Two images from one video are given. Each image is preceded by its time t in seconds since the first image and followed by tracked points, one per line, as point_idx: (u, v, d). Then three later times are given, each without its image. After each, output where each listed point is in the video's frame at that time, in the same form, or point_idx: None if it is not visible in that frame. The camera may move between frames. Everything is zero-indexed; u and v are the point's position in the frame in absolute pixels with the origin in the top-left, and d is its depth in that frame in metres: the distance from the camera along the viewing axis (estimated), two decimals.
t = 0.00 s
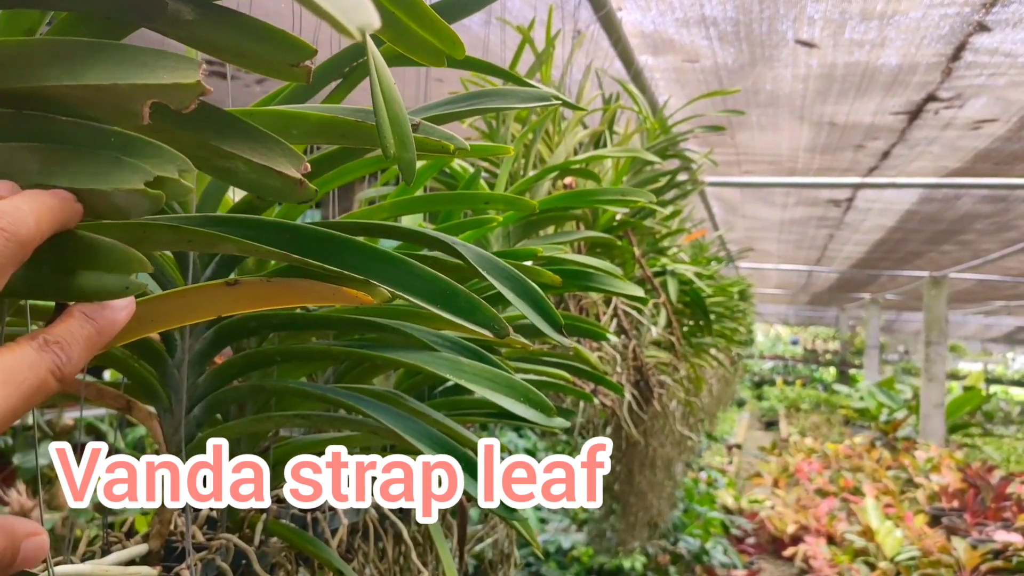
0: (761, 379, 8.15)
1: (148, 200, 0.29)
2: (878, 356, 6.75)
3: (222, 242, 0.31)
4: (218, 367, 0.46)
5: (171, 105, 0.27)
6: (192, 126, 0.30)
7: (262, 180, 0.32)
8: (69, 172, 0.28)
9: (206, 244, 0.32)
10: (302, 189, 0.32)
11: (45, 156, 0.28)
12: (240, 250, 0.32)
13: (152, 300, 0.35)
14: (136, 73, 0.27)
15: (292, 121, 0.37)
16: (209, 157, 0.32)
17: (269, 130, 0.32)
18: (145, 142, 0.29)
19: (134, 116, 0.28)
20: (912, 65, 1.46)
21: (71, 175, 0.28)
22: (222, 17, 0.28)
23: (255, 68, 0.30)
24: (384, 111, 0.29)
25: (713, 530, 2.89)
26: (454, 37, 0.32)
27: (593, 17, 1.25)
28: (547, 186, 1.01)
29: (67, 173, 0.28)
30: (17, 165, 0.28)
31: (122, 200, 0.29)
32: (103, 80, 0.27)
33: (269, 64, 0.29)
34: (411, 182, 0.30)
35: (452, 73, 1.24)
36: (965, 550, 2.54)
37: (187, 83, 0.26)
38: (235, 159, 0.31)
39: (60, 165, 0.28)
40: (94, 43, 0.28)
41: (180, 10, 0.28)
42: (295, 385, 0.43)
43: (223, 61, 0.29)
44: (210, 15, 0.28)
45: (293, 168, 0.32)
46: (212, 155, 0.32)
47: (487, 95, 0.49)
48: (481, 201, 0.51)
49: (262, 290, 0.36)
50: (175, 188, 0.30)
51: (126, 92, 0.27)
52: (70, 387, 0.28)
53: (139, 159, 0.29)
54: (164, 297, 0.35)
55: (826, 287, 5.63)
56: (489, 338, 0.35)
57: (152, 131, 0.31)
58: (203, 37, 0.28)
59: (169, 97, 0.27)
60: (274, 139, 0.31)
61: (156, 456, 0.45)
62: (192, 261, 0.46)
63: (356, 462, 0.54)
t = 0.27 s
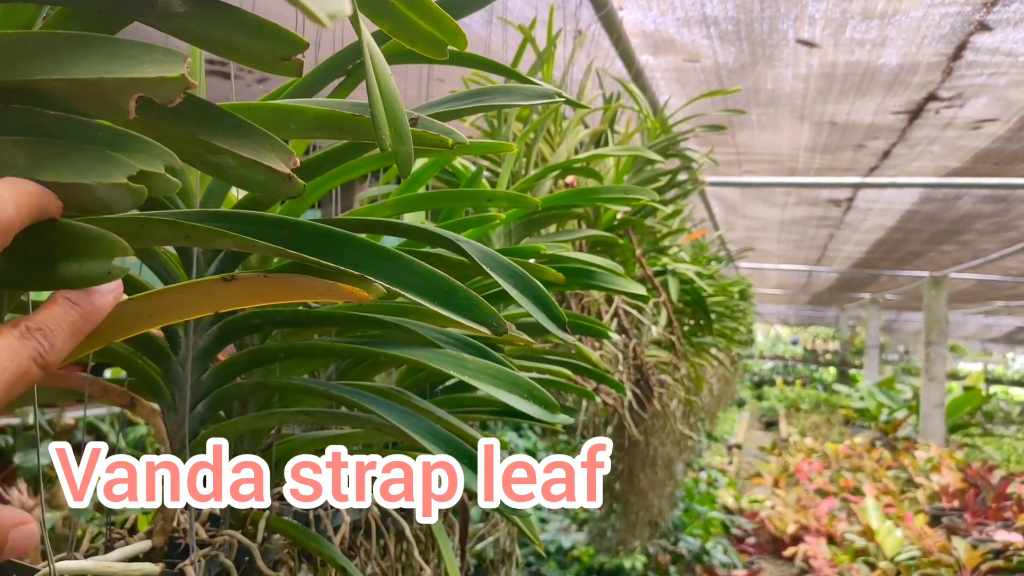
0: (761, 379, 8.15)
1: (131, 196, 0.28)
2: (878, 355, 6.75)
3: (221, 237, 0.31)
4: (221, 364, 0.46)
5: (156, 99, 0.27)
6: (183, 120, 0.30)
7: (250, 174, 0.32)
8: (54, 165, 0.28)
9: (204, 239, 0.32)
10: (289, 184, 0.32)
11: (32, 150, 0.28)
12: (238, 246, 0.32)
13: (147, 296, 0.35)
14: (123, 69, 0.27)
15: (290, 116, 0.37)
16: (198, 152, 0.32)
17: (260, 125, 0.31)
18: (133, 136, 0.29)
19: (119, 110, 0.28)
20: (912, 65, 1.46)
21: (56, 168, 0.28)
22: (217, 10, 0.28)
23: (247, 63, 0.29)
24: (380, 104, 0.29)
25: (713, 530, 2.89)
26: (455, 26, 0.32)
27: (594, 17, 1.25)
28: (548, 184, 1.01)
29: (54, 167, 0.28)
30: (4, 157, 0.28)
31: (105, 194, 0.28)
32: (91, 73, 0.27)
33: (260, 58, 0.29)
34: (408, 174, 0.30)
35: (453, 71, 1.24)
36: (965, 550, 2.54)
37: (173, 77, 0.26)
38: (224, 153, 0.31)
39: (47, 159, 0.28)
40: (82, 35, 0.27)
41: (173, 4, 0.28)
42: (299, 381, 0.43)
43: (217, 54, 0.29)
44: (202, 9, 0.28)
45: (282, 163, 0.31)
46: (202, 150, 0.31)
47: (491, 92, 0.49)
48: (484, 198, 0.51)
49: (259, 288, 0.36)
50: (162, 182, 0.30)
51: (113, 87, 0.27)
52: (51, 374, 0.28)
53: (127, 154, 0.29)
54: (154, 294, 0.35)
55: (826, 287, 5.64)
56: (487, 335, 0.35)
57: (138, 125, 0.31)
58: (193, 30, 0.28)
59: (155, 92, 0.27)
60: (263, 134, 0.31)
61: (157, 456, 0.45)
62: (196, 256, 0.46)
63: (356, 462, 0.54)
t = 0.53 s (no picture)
0: (761, 379, 8.15)
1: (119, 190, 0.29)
2: (878, 355, 6.75)
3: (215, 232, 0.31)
4: (221, 359, 0.46)
5: (145, 98, 0.27)
6: (176, 118, 0.30)
7: (241, 172, 0.32)
8: (44, 163, 0.28)
9: (200, 234, 0.32)
10: (278, 182, 0.32)
11: (26, 147, 0.28)
12: (232, 242, 0.32)
13: (142, 290, 0.35)
14: (110, 68, 0.27)
15: (284, 114, 0.37)
16: (190, 149, 0.32)
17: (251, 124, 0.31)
18: (124, 134, 0.30)
19: (110, 108, 0.28)
20: (910, 65, 1.46)
21: (48, 164, 0.28)
22: (209, 11, 0.28)
23: (239, 63, 0.30)
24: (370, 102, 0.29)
25: (712, 529, 2.89)
26: (449, 27, 0.33)
27: (593, 16, 1.25)
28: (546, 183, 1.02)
29: (45, 165, 0.28)
30: None
31: (96, 189, 0.29)
32: (77, 72, 0.27)
33: (252, 55, 0.29)
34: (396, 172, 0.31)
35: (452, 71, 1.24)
36: (964, 549, 2.54)
37: (163, 76, 0.26)
38: (215, 151, 0.31)
39: (40, 157, 0.28)
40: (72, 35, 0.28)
41: (164, 4, 0.28)
42: (298, 376, 0.44)
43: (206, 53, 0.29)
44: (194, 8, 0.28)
45: (271, 161, 0.32)
46: (193, 147, 0.31)
47: (487, 91, 0.49)
48: (481, 195, 0.51)
49: (253, 282, 0.36)
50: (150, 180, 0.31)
51: (101, 87, 0.27)
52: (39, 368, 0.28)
53: (115, 150, 0.30)
54: (153, 288, 0.35)
55: (825, 287, 5.64)
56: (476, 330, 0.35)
57: (130, 123, 0.31)
58: (185, 30, 0.28)
59: (143, 90, 0.27)
60: (253, 132, 0.31)
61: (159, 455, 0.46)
62: (196, 253, 0.47)
63: (356, 462, 0.54)
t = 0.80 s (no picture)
0: (761, 379, 8.15)
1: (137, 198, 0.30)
2: (878, 355, 6.76)
3: (227, 236, 0.32)
4: (228, 359, 0.47)
5: (164, 106, 0.28)
6: (188, 124, 0.31)
7: (253, 177, 0.32)
8: (65, 169, 0.29)
9: (211, 237, 0.32)
10: (289, 187, 0.33)
11: (44, 155, 0.29)
12: (242, 244, 0.33)
13: (157, 291, 0.36)
14: (128, 77, 0.27)
15: (291, 119, 0.38)
16: (203, 156, 0.32)
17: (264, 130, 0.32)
18: (139, 141, 0.30)
19: (126, 116, 0.29)
20: (909, 65, 1.47)
21: (66, 173, 0.29)
22: (220, 21, 0.29)
23: (253, 72, 0.31)
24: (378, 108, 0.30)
25: (712, 529, 2.89)
26: (454, 33, 0.33)
27: (593, 18, 1.26)
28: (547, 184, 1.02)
29: (64, 171, 0.29)
30: (17, 162, 0.29)
31: (114, 201, 0.30)
32: (97, 81, 0.27)
33: (265, 63, 0.30)
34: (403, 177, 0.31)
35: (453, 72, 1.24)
36: (963, 548, 2.55)
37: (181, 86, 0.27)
38: (227, 157, 0.32)
39: (59, 164, 0.29)
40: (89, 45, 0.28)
41: (177, 12, 0.28)
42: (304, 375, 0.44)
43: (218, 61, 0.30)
44: (207, 17, 0.29)
45: (284, 167, 0.32)
46: (206, 154, 0.32)
47: (489, 95, 0.50)
48: (483, 198, 0.52)
49: (263, 284, 0.36)
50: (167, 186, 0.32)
51: (119, 94, 0.28)
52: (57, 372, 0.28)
53: (132, 156, 0.30)
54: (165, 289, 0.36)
55: (825, 287, 5.65)
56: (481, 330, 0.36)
57: (148, 130, 0.32)
58: (199, 39, 0.29)
59: (161, 98, 0.28)
60: (266, 138, 0.32)
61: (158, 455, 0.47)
62: (204, 255, 0.47)
63: (356, 462, 0.54)
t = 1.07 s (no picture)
0: (761, 379, 8.16)
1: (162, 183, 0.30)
2: (878, 355, 6.76)
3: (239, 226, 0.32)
4: (232, 354, 0.47)
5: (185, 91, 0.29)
6: (203, 111, 0.32)
7: (273, 165, 0.33)
8: (84, 154, 0.30)
9: (224, 228, 0.33)
10: (310, 173, 0.33)
11: (63, 143, 0.30)
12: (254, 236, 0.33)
13: (169, 284, 0.35)
14: (151, 63, 0.28)
15: (303, 112, 0.38)
16: (222, 144, 0.33)
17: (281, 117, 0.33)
18: (161, 127, 0.31)
19: (148, 103, 0.30)
20: (908, 65, 1.47)
21: (86, 159, 0.29)
22: (236, 11, 0.30)
23: (272, 60, 0.32)
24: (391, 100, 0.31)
25: (712, 528, 2.90)
26: (463, 28, 0.34)
27: (594, 17, 1.26)
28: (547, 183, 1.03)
29: (83, 157, 0.30)
30: (39, 150, 0.30)
31: (133, 187, 0.30)
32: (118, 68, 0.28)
33: (279, 52, 0.31)
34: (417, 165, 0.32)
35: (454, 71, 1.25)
36: (963, 548, 2.55)
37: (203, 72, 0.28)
38: (246, 144, 0.33)
39: (77, 150, 0.30)
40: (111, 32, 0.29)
41: (194, 4, 0.29)
42: (309, 370, 0.45)
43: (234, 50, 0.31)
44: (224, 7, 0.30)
45: (304, 153, 0.33)
46: (224, 141, 0.33)
47: (492, 92, 0.50)
48: (485, 195, 0.52)
49: (273, 275, 0.36)
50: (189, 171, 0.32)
51: (143, 81, 0.29)
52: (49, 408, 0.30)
53: (154, 143, 0.31)
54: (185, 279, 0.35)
55: (825, 287, 5.65)
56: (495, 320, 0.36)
57: (167, 117, 0.33)
58: (216, 28, 0.30)
59: (184, 85, 0.29)
60: (287, 127, 0.33)
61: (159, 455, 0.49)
62: (209, 250, 0.47)
63: (356, 461, 0.55)
